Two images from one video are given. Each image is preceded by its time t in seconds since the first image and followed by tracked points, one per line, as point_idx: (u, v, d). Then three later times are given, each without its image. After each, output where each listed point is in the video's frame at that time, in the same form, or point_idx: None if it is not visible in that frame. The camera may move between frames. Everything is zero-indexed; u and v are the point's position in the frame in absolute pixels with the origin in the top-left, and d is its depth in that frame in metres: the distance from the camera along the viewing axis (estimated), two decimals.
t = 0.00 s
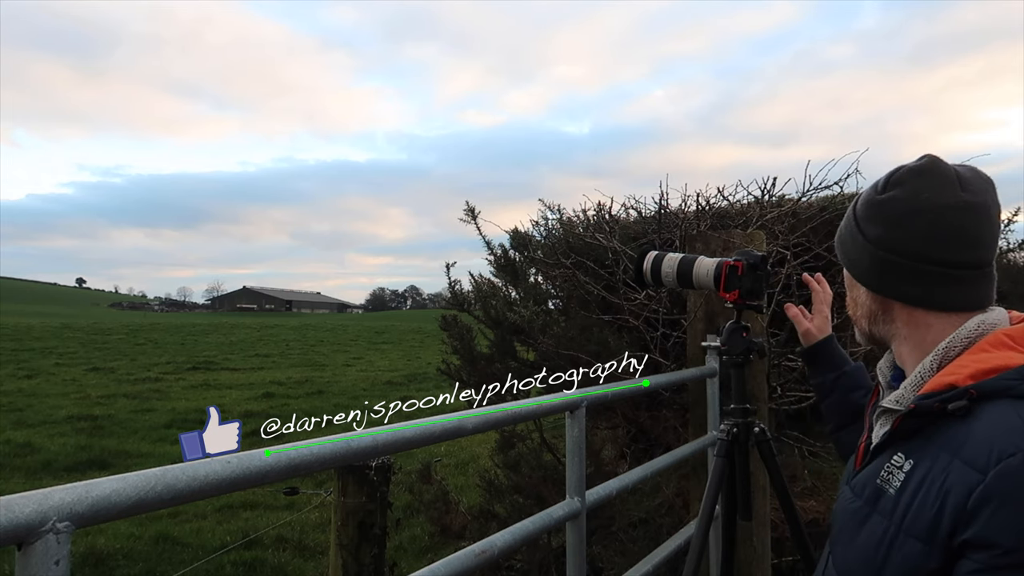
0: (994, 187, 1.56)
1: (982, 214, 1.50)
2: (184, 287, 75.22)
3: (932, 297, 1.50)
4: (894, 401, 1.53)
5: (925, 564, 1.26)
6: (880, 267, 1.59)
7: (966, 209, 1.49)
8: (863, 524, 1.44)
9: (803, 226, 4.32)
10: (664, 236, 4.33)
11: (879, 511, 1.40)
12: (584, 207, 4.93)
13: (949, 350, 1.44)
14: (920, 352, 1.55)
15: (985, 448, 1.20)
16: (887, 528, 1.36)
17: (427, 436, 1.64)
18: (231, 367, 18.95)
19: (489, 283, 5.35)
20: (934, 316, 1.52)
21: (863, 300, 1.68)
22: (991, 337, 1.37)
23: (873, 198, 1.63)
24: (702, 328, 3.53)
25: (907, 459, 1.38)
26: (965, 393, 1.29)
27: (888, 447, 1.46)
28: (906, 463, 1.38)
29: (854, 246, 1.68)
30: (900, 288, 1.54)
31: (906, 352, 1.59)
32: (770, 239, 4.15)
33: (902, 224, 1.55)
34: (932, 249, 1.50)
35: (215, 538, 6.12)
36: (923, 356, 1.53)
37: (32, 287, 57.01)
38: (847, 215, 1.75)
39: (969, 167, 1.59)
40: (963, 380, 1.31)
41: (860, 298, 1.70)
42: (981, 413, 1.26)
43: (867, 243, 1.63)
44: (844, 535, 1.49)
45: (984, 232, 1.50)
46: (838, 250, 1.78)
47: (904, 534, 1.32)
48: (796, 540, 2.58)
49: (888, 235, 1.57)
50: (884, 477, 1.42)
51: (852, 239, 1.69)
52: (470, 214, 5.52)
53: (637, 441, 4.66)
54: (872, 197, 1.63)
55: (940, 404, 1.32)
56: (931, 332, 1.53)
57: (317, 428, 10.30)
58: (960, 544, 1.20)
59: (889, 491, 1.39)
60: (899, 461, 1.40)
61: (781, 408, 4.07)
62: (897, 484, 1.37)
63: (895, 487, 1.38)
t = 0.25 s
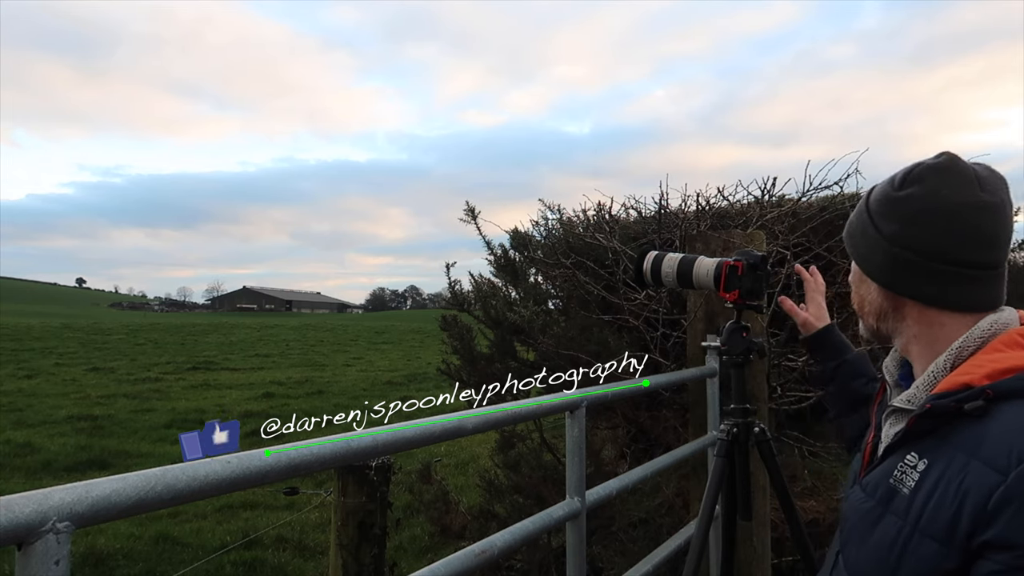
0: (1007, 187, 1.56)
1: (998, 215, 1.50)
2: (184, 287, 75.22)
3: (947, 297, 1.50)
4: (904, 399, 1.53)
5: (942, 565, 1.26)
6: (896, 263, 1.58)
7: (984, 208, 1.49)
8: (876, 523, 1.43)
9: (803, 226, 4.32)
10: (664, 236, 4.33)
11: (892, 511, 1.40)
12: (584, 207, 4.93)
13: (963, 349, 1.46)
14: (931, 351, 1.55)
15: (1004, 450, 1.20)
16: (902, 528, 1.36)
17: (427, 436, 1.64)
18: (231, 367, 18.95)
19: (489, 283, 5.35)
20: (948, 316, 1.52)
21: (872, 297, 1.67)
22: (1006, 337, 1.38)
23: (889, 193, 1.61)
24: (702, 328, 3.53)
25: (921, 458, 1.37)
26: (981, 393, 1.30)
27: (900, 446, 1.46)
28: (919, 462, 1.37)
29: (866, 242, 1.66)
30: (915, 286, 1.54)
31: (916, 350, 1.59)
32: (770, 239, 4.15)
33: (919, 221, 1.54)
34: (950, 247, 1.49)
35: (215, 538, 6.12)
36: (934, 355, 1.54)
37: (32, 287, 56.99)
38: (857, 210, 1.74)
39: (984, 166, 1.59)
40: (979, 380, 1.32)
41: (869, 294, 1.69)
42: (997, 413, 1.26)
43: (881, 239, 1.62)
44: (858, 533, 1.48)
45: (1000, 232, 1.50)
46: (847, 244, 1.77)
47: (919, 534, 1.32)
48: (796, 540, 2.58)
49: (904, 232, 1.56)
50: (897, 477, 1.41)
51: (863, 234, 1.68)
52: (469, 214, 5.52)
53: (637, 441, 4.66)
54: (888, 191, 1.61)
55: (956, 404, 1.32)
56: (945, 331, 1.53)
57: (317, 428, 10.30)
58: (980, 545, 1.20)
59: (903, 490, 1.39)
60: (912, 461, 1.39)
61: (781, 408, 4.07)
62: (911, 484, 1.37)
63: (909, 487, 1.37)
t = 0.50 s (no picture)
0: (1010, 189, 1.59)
1: (1006, 217, 1.51)
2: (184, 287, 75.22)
3: (959, 297, 1.50)
4: (910, 401, 1.53)
5: (947, 564, 1.26)
6: (907, 262, 1.57)
7: (996, 211, 1.50)
8: (880, 522, 1.43)
9: (803, 226, 4.32)
10: (664, 236, 4.33)
11: (897, 511, 1.39)
12: (584, 207, 4.93)
13: (970, 350, 1.46)
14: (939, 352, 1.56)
15: (1011, 451, 1.20)
16: (906, 527, 1.36)
17: (427, 436, 1.64)
18: (231, 367, 18.95)
19: (489, 283, 5.36)
20: (958, 318, 1.53)
21: (879, 297, 1.66)
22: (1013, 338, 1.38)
23: (901, 192, 1.60)
24: (702, 328, 3.53)
25: (927, 458, 1.37)
26: (988, 394, 1.29)
27: (904, 446, 1.45)
28: (925, 462, 1.37)
29: (874, 240, 1.65)
30: (927, 286, 1.53)
31: (922, 352, 1.59)
32: (770, 239, 4.16)
33: (932, 221, 1.54)
34: (964, 248, 1.49)
35: (215, 538, 6.12)
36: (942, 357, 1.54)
37: (32, 287, 57.01)
38: (862, 207, 1.72)
39: (989, 169, 1.61)
40: (986, 381, 1.32)
41: (876, 295, 1.68)
42: (1004, 415, 1.26)
43: (891, 237, 1.61)
44: (862, 532, 1.48)
45: (1008, 234, 1.51)
46: (849, 242, 1.76)
47: (924, 534, 1.32)
48: (796, 540, 2.58)
49: (917, 231, 1.56)
50: (901, 476, 1.41)
51: (871, 232, 1.67)
52: (470, 214, 5.52)
53: (637, 441, 4.66)
54: (900, 190, 1.60)
55: (962, 405, 1.32)
56: (954, 333, 1.54)
57: (317, 428, 10.30)
58: (986, 545, 1.20)
59: (908, 490, 1.38)
60: (917, 460, 1.39)
61: (781, 408, 4.07)
62: (917, 483, 1.37)
63: (915, 486, 1.37)
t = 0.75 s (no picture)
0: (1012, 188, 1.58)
1: (1009, 219, 1.51)
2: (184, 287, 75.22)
3: (962, 300, 1.50)
4: (910, 402, 1.54)
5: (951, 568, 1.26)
6: (910, 262, 1.55)
7: (1002, 212, 1.49)
8: (881, 525, 1.42)
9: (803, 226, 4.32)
10: (664, 236, 4.33)
11: (900, 514, 1.39)
12: (584, 207, 4.93)
13: (970, 353, 1.47)
14: (938, 356, 1.56)
15: (1017, 456, 1.21)
16: (909, 531, 1.35)
17: (427, 436, 1.64)
18: (231, 367, 18.95)
19: (489, 283, 5.36)
20: (958, 320, 1.54)
21: (879, 297, 1.65)
22: (1015, 341, 1.39)
23: (907, 190, 1.58)
24: (702, 328, 3.53)
25: (930, 461, 1.37)
26: (991, 398, 1.30)
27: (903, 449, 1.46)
28: (928, 465, 1.36)
29: (876, 237, 1.63)
30: (930, 287, 1.52)
31: (921, 353, 1.60)
32: (770, 239, 4.16)
33: (940, 222, 1.52)
34: (969, 249, 1.48)
35: (215, 538, 6.12)
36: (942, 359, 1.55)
37: (32, 287, 57.05)
38: (863, 201, 1.70)
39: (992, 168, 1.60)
40: (989, 385, 1.33)
41: (875, 294, 1.66)
42: (1007, 419, 1.27)
43: (895, 235, 1.59)
44: (861, 534, 1.47)
45: (1010, 236, 1.51)
46: (849, 236, 1.73)
47: (928, 537, 1.31)
48: (797, 540, 2.58)
49: (923, 231, 1.54)
50: (903, 479, 1.40)
51: (873, 228, 1.64)
52: (470, 214, 5.52)
53: (637, 441, 4.66)
54: (905, 188, 1.58)
55: (966, 408, 1.32)
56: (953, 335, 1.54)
57: (317, 428, 10.30)
58: (991, 549, 1.20)
59: (911, 493, 1.38)
60: (920, 463, 1.39)
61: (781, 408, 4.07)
62: (920, 486, 1.36)
63: (918, 489, 1.37)
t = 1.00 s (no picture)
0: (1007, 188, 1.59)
1: (1009, 220, 1.52)
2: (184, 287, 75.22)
3: (965, 300, 1.51)
4: (908, 401, 1.54)
5: (946, 567, 1.26)
6: (914, 261, 1.55)
7: (1003, 214, 1.50)
8: (877, 524, 1.42)
9: (803, 226, 4.32)
10: (664, 236, 4.33)
11: (895, 513, 1.39)
12: (584, 207, 4.93)
13: (965, 352, 1.48)
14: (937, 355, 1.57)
15: (1008, 453, 1.21)
16: (905, 530, 1.35)
17: (427, 436, 1.64)
18: (231, 366, 18.96)
19: (489, 283, 5.36)
20: (959, 320, 1.54)
21: (881, 297, 1.64)
22: (1010, 338, 1.38)
23: (911, 189, 1.57)
24: (702, 328, 3.53)
25: (925, 460, 1.36)
26: (984, 395, 1.29)
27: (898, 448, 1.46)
28: (923, 464, 1.36)
29: (879, 235, 1.62)
30: (933, 287, 1.52)
31: (921, 353, 1.60)
32: (770, 239, 4.16)
33: (943, 223, 1.51)
34: (972, 250, 1.49)
35: (215, 538, 6.12)
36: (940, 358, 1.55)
37: (32, 287, 57.06)
38: (864, 200, 1.68)
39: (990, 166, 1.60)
40: (983, 383, 1.32)
41: (879, 294, 1.65)
42: (999, 416, 1.26)
43: (899, 234, 1.58)
44: (858, 535, 1.47)
45: (1010, 236, 1.52)
46: (850, 234, 1.72)
47: (923, 536, 1.31)
48: (796, 540, 2.58)
49: (927, 231, 1.53)
50: (899, 478, 1.40)
51: (876, 227, 1.63)
52: (470, 214, 5.52)
53: (637, 441, 4.66)
54: (909, 188, 1.57)
55: (959, 406, 1.31)
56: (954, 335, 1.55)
57: (316, 428, 10.30)
58: (984, 547, 1.20)
59: (906, 492, 1.38)
60: (915, 462, 1.38)
61: (781, 408, 4.07)
62: (914, 485, 1.36)
63: (913, 488, 1.36)
